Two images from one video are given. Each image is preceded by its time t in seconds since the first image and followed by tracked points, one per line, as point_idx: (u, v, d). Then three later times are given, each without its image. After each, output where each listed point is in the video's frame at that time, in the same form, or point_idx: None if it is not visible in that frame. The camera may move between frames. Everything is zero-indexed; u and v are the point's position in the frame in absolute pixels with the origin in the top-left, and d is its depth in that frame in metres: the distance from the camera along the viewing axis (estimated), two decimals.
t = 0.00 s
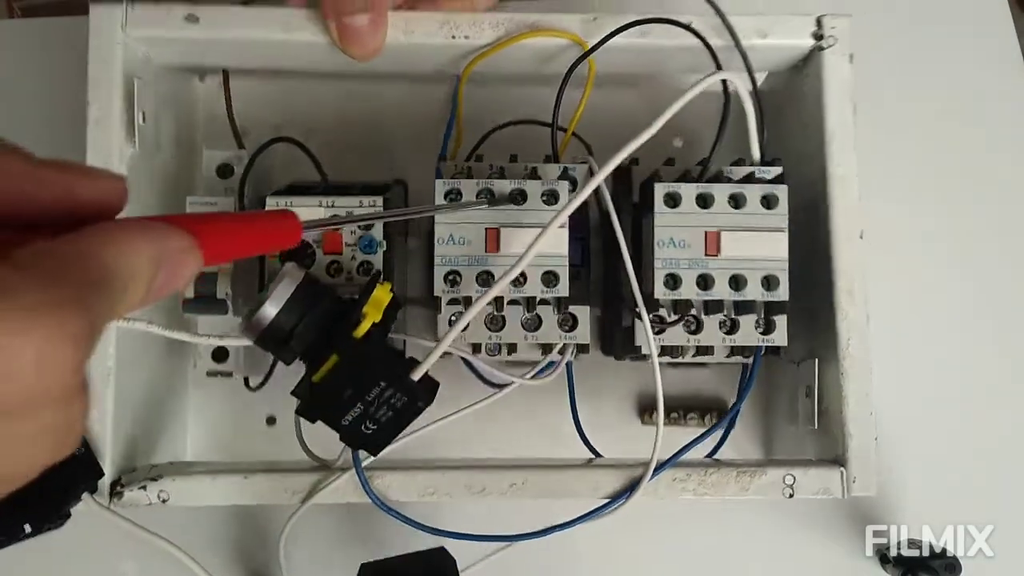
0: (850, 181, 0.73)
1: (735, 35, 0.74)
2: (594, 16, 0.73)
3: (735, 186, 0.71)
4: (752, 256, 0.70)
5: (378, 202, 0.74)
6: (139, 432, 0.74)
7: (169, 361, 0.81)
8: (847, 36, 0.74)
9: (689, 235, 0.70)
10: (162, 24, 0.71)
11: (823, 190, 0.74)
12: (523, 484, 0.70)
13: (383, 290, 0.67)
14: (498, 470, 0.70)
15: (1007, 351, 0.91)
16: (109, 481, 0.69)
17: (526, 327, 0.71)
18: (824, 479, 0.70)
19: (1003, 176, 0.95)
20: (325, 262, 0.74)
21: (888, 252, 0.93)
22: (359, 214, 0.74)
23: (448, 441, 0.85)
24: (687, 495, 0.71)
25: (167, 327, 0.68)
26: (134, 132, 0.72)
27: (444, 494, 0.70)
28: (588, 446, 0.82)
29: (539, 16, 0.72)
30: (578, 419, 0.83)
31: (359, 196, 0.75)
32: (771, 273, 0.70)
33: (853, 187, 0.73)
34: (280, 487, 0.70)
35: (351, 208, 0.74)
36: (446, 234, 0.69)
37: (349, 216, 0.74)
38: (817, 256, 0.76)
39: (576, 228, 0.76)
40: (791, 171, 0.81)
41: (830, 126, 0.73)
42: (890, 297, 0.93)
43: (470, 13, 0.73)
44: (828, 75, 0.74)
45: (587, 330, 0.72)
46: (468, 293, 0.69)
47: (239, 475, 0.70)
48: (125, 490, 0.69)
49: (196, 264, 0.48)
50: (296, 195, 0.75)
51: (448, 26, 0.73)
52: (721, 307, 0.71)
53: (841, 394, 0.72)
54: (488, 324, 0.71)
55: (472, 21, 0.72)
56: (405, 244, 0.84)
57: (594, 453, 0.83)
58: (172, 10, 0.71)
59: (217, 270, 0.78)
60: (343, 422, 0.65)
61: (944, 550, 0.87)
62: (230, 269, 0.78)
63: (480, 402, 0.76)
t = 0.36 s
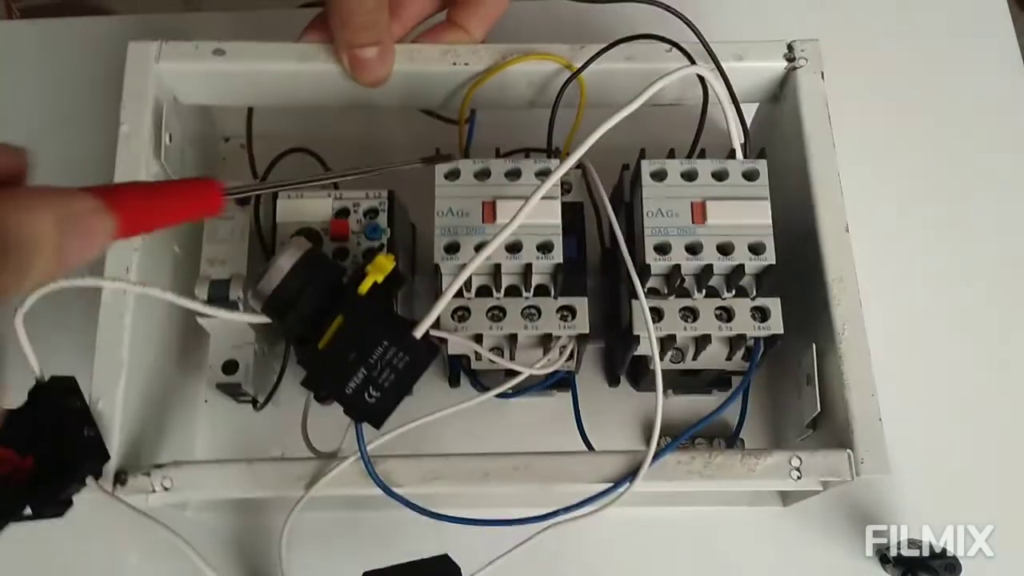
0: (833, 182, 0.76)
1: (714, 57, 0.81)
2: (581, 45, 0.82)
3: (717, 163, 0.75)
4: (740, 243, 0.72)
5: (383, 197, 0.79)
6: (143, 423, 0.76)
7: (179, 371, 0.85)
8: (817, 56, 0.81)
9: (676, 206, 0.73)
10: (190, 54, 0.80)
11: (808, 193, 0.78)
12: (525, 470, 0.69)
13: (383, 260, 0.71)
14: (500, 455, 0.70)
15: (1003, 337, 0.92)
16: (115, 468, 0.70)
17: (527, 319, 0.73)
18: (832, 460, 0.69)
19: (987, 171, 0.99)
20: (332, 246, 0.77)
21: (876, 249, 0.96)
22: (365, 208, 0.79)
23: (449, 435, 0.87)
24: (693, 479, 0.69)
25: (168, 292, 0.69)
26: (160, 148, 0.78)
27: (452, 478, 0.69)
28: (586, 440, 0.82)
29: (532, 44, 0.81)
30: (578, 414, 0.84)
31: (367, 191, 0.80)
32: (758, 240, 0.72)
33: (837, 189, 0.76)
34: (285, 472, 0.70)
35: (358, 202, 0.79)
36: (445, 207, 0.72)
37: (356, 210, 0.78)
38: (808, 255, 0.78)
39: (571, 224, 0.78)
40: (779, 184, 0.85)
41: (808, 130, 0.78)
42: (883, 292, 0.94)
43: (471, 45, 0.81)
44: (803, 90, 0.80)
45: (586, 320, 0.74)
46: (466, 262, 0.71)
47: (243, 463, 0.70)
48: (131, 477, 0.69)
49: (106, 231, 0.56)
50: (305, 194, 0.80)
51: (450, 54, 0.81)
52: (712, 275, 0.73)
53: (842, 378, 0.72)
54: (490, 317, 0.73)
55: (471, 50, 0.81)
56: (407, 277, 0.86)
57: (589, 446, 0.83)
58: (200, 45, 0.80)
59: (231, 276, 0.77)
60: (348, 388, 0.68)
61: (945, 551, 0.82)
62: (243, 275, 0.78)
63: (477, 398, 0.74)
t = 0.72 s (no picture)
0: (829, 183, 0.76)
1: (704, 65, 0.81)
2: (572, 56, 0.82)
3: (715, 171, 0.75)
4: (740, 252, 0.71)
5: (380, 216, 0.78)
6: (144, 451, 0.75)
7: (181, 397, 0.84)
8: (807, 59, 0.81)
9: (675, 216, 0.72)
10: (180, 81, 0.79)
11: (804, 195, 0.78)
12: (532, 484, 0.68)
13: (383, 282, 0.71)
14: (506, 469, 0.69)
15: (1004, 335, 0.92)
16: (119, 498, 0.70)
17: (528, 334, 0.73)
18: (839, 463, 0.68)
19: (981, 168, 0.99)
20: (331, 270, 0.77)
21: (874, 252, 0.96)
22: (362, 228, 0.78)
23: (453, 447, 0.86)
24: (702, 488, 0.69)
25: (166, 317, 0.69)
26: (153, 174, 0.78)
27: (456, 496, 0.68)
28: (592, 451, 0.81)
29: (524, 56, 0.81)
30: (583, 424, 0.84)
31: (363, 211, 0.79)
32: (760, 247, 0.71)
33: (833, 189, 0.76)
34: (291, 493, 0.69)
35: (355, 223, 0.78)
36: (443, 226, 0.72)
37: (353, 231, 0.78)
38: (807, 258, 0.78)
39: (570, 236, 0.77)
40: (775, 187, 0.85)
41: (801, 133, 0.78)
42: (882, 295, 0.94)
43: (461, 60, 0.81)
44: (794, 92, 0.80)
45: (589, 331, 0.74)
46: (468, 280, 0.70)
47: (249, 488, 0.70)
48: (137, 507, 0.69)
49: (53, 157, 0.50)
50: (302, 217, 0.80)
51: (442, 70, 0.81)
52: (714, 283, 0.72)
53: (847, 380, 0.71)
54: (491, 332, 0.73)
55: (461, 65, 0.81)
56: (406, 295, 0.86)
57: (597, 459, 0.82)
58: (189, 70, 0.80)
59: (230, 302, 0.76)
60: (353, 412, 0.67)
61: (946, 551, 0.82)
62: (243, 300, 0.77)
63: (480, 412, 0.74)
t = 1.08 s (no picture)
0: (828, 183, 0.76)
1: (704, 65, 0.81)
2: (572, 56, 0.82)
3: (716, 171, 0.75)
4: (740, 252, 0.71)
5: (380, 215, 0.78)
6: (145, 450, 0.75)
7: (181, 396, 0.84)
8: (808, 59, 0.81)
9: (675, 216, 0.72)
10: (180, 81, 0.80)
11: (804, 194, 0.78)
12: (532, 484, 0.68)
13: (383, 282, 0.71)
14: (506, 469, 0.69)
15: (1004, 335, 0.91)
16: (119, 498, 0.70)
17: (528, 334, 0.73)
18: (839, 463, 0.68)
19: (982, 169, 0.99)
20: (331, 269, 0.77)
21: (874, 252, 0.96)
22: (363, 228, 0.78)
23: (452, 447, 0.86)
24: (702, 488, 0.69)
25: (165, 316, 0.68)
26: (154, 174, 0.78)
27: (456, 496, 0.68)
28: (592, 451, 0.81)
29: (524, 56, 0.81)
30: (583, 424, 0.84)
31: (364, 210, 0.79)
32: (760, 246, 0.71)
33: (833, 189, 0.76)
34: (290, 493, 0.69)
35: (356, 222, 0.78)
36: (443, 226, 0.72)
37: (354, 231, 0.78)
38: (807, 258, 0.78)
39: (570, 236, 0.77)
40: (775, 187, 0.85)
41: (802, 133, 0.78)
42: (882, 295, 0.94)
43: (461, 59, 0.81)
44: (795, 92, 0.80)
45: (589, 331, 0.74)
46: (469, 280, 0.70)
47: (249, 488, 0.70)
48: (136, 507, 0.69)
49: None
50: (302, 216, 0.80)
51: (443, 70, 0.81)
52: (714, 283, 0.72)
53: (847, 379, 0.71)
54: (491, 333, 0.73)
55: (461, 65, 0.81)
56: (407, 295, 0.87)
57: (597, 459, 0.82)
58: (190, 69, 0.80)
59: (230, 301, 0.77)
60: (353, 412, 0.67)
61: (946, 551, 0.82)
62: (243, 300, 0.77)
63: (480, 412, 0.74)
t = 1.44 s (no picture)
0: (828, 182, 0.76)
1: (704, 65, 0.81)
2: (572, 56, 0.82)
3: (716, 171, 0.75)
4: (740, 252, 0.71)
5: (381, 215, 0.78)
6: (145, 450, 0.75)
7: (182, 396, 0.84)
8: (808, 60, 0.81)
9: (675, 216, 0.72)
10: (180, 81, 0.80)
11: (804, 194, 0.78)
12: (532, 484, 0.68)
13: (383, 281, 0.71)
14: (507, 469, 0.69)
15: (1004, 336, 0.91)
16: (119, 498, 0.70)
17: (528, 334, 0.73)
18: (840, 463, 0.68)
19: (982, 169, 0.99)
20: (331, 269, 0.77)
21: (874, 252, 0.96)
22: (363, 227, 0.78)
23: (452, 447, 0.86)
24: (702, 488, 0.69)
25: (165, 317, 0.68)
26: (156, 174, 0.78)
27: (456, 496, 0.68)
28: (591, 451, 0.81)
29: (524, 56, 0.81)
30: (583, 424, 0.84)
31: (364, 210, 0.79)
32: (760, 246, 0.71)
33: (832, 188, 0.76)
34: (290, 493, 0.69)
35: (356, 222, 0.78)
36: (443, 226, 0.72)
37: (354, 230, 0.78)
38: (807, 259, 0.78)
39: (570, 235, 0.77)
40: (775, 187, 0.86)
41: (803, 133, 0.78)
42: (883, 295, 0.94)
43: (461, 59, 0.81)
44: (795, 93, 0.80)
45: (589, 331, 0.74)
46: (468, 280, 0.70)
47: (249, 487, 0.70)
48: (136, 507, 0.69)
49: None
50: (302, 216, 0.80)
51: (442, 70, 0.81)
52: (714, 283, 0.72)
53: (847, 379, 0.71)
54: (491, 333, 0.73)
55: (461, 64, 0.81)
56: (407, 295, 0.86)
57: (597, 459, 0.82)
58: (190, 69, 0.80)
59: (230, 301, 0.77)
60: (354, 414, 0.67)
61: (946, 551, 0.82)
62: (243, 299, 0.77)
63: (480, 412, 0.74)
